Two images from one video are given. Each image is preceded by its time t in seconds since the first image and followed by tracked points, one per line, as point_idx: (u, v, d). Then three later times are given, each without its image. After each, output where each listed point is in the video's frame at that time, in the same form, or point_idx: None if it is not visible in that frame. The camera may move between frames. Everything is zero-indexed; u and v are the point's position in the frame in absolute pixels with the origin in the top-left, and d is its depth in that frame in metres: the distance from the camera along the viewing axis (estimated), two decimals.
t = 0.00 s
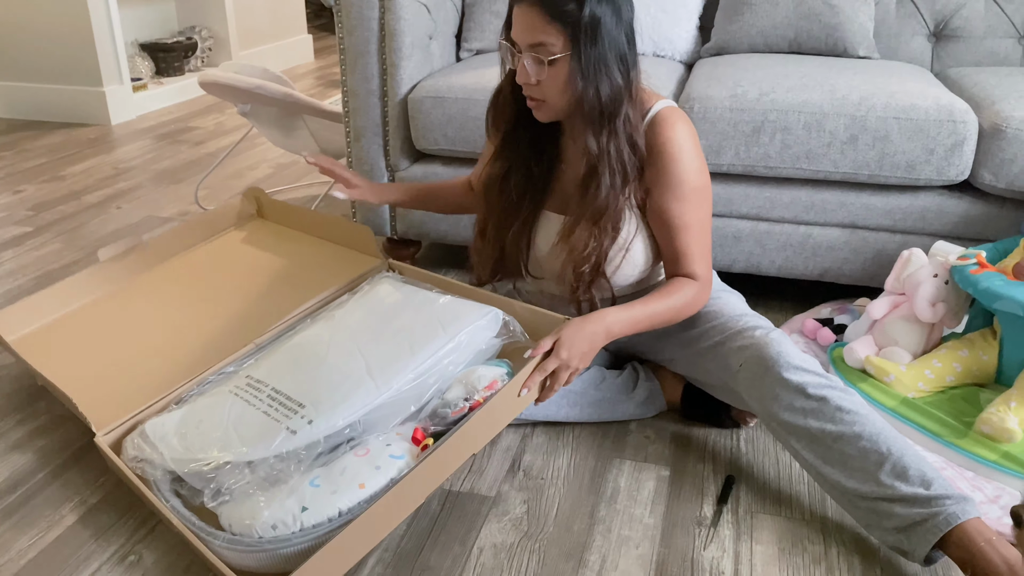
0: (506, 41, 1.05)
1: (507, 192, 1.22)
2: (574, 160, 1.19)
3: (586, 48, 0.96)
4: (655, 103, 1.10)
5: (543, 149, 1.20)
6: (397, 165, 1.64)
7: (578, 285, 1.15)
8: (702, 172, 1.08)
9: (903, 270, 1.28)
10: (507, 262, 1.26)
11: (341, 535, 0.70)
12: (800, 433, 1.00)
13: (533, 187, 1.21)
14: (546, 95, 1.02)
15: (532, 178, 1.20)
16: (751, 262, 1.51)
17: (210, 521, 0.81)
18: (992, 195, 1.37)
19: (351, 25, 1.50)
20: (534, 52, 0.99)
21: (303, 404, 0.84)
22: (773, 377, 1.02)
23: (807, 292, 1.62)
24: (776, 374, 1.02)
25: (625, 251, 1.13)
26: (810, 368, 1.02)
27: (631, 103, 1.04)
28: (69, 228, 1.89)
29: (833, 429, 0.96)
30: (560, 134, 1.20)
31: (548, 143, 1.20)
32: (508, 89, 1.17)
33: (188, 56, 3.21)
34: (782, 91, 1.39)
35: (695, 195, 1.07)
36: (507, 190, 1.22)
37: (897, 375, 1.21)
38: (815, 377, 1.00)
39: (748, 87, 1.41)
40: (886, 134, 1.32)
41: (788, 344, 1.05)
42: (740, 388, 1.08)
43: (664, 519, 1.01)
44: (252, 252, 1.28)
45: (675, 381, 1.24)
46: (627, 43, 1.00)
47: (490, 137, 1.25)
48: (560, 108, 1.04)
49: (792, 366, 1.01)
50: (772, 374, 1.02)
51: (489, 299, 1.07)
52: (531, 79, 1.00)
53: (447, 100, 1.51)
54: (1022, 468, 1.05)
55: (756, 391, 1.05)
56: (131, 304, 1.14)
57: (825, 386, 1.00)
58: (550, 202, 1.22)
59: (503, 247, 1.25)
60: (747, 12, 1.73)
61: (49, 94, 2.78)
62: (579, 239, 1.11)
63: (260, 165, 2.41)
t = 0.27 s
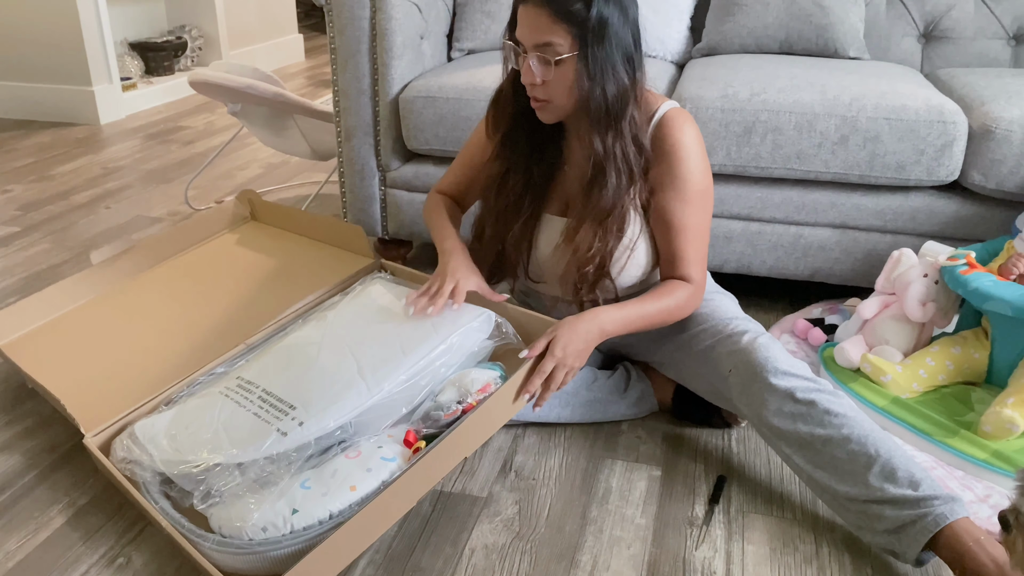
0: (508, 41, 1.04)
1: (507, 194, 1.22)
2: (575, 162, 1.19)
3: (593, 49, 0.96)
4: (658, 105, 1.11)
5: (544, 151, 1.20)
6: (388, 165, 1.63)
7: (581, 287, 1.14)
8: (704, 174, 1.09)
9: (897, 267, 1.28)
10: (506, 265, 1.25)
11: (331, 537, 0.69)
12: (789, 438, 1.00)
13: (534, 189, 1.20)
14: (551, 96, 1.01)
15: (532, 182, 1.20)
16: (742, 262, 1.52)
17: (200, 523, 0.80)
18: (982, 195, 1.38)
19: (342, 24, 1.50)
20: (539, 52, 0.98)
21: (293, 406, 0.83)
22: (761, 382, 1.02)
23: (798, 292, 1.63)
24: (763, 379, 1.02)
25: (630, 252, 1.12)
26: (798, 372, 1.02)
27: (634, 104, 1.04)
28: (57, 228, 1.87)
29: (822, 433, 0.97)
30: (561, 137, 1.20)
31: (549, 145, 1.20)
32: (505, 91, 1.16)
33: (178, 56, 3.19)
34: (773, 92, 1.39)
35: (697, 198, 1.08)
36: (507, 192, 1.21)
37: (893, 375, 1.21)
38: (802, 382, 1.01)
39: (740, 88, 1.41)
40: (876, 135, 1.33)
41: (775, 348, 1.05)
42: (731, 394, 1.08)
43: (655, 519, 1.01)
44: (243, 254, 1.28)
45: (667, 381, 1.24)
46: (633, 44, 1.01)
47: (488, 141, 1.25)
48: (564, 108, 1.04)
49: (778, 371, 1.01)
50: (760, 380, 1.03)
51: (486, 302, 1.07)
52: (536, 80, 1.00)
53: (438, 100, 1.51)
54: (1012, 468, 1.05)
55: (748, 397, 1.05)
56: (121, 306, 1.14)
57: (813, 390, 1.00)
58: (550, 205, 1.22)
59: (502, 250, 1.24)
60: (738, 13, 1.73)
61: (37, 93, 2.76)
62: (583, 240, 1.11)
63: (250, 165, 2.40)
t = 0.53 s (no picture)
0: (505, 47, 1.05)
1: (506, 200, 1.20)
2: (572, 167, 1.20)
3: (591, 57, 0.97)
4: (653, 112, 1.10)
5: (541, 155, 1.20)
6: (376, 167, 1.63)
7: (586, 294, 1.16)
8: (698, 180, 1.09)
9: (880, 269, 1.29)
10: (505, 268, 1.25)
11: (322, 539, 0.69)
12: (777, 441, 1.01)
13: (533, 193, 1.20)
14: (548, 103, 1.02)
15: (532, 186, 1.20)
16: (728, 264, 1.53)
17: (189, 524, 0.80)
18: (963, 198, 1.40)
19: (330, 26, 1.50)
20: (535, 58, 0.98)
21: (281, 407, 0.83)
22: (747, 387, 1.03)
23: (783, 294, 1.64)
24: (749, 385, 1.03)
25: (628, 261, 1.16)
26: (783, 376, 1.03)
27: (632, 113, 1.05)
28: (41, 230, 1.86)
29: (809, 436, 0.98)
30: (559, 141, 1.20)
31: (546, 150, 1.20)
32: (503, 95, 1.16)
33: (163, 57, 3.18)
34: (758, 95, 1.40)
35: (691, 203, 1.08)
36: (508, 197, 1.20)
37: (879, 378, 1.22)
38: (788, 385, 1.02)
39: (725, 91, 1.42)
40: (860, 138, 1.34)
41: (760, 352, 1.07)
42: (718, 398, 1.09)
43: (643, 520, 1.02)
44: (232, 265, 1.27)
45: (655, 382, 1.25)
46: (630, 51, 1.01)
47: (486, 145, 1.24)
48: (561, 115, 1.04)
49: (763, 374, 1.03)
50: (746, 385, 1.04)
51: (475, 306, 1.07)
52: (534, 87, 1.00)
53: (426, 102, 1.51)
54: (995, 468, 1.07)
55: (736, 403, 1.06)
56: (110, 318, 1.13)
57: (799, 393, 1.01)
58: (550, 209, 1.23)
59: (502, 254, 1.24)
60: (723, 16, 1.74)
61: (20, 94, 2.74)
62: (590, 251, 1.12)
63: (236, 167, 2.39)
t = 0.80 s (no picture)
0: (488, 54, 1.06)
1: (485, 204, 1.21)
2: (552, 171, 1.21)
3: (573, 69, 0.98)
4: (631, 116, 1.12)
5: (522, 162, 1.21)
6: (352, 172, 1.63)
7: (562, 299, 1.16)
8: (672, 185, 1.10)
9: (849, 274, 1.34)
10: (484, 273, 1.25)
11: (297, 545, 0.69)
12: (748, 445, 1.02)
13: (513, 198, 1.21)
14: (530, 112, 1.03)
15: (512, 190, 1.21)
16: (703, 269, 1.54)
17: (165, 532, 0.79)
18: (933, 204, 1.42)
19: (307, 31, 1.50)
20: (519, 68, 0.99)
21: (257, 398, 0.85)
22: (719, 391, 1.04)
23: (757, 299, 1.66)
24: (720, 388, 1.04)
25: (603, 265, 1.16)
26: (755, 381, 1.04)
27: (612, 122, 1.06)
28: (13, 235, 1.84)
29: (779, 440, 0.99)
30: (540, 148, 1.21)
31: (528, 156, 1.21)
32: (487, 98, 1.17)
33: (137, 60, 3.15)
34: (733, 102, 1.42)
35: (664, 207, 1.09)
36: (487, 202, 1.21)
37: (849, 383, 1.24)
38: (759, 389, 1.03)
39: (700, 98, 1.44)
40: (832, 144, 1.36)
41: (732, 356, 1.08)
42: (690, 400, 1.10)
43: (620, 523, 1.03)
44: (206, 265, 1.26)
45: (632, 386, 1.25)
46: (612, 61, 1.02)
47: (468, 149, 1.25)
48: (544, 123, 1.06)
49: (735, 380, 1.04)
50: (717, 389, 1.05)
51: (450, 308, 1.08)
52: (516, 96, 1.01)
53: (403, 107, 1.52)
54: (964, 470, 1.09)
55: (708, 407, 1.07)
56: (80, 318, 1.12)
57: (770, 397, 1.02)
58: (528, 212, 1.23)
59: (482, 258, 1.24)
60: (698, 24, 1.76)
61: None
62: (562, 252, 1.13)
63: (211, 171, 2.37)
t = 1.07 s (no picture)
0: (479, 64, 1.06)
1: (471, 209, 1.21)
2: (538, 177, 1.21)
3: (566, 84, 0.98)
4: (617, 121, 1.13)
5: (507, 167, 1.21)
6: (335, 177, 1.62)
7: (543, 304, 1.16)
8: (652, 187, 1.10)
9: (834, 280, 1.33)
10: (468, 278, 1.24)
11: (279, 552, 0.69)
12: (730, 450, 1.02)
13: (498, 201, 1.21)
14: (519, 122, 1.03)
15: (497, 193, 1.21)
16: (686, 274, 1.54)
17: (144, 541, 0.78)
18: (913, 209, 1.43)
19: (289, 35, 1.49)
20: (511, 81, 0.99)
21: (248, 381, 0.84)
22: (702, 395, 1.05)
23: (740, 303, 1.66)
24: (703, 392, 1.05)
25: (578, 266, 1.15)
26: (738, 386, 1.05)
27: (602, 134, 1.07)
28: None
29: (762, 444, 0.99)
30: (526, 152, 1.21)
31: (514, 160, 1.21)
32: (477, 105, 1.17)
33: (117, 64, 3.13)
34: (715, 108, 1.43)
35: (642, 207, 1.09)
36: (472, 206, 1.21)
37: (830, 387, 1.25)
38: (742, 394, 1.03)
39: (683, 104, 1.44)
40: (813, 151, 1.37)
41: (714, 361, 1.08)
42: (671, 402, 1.11)
43: (603, 529, 1.02)
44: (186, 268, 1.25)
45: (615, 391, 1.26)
46: (603, 73, 1.02)
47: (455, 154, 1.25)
48: (534, 132, 1.06)
49: (717, 384, 1.04)
50: (700, 394, 1.05)
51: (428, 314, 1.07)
52: (508, 108, 1.01)
53: (386, 112, 1.51)
54: (944, 473, 1.10)
55: (690, 408, 1.07)
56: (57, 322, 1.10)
57: (754, 402, 1.03)
58: (513, 216, 1.23)
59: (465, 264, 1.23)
60: (680, 30, 1.77)
61: None
62: (545, 260, 1.12)
63: (192, 176, 2.35)
